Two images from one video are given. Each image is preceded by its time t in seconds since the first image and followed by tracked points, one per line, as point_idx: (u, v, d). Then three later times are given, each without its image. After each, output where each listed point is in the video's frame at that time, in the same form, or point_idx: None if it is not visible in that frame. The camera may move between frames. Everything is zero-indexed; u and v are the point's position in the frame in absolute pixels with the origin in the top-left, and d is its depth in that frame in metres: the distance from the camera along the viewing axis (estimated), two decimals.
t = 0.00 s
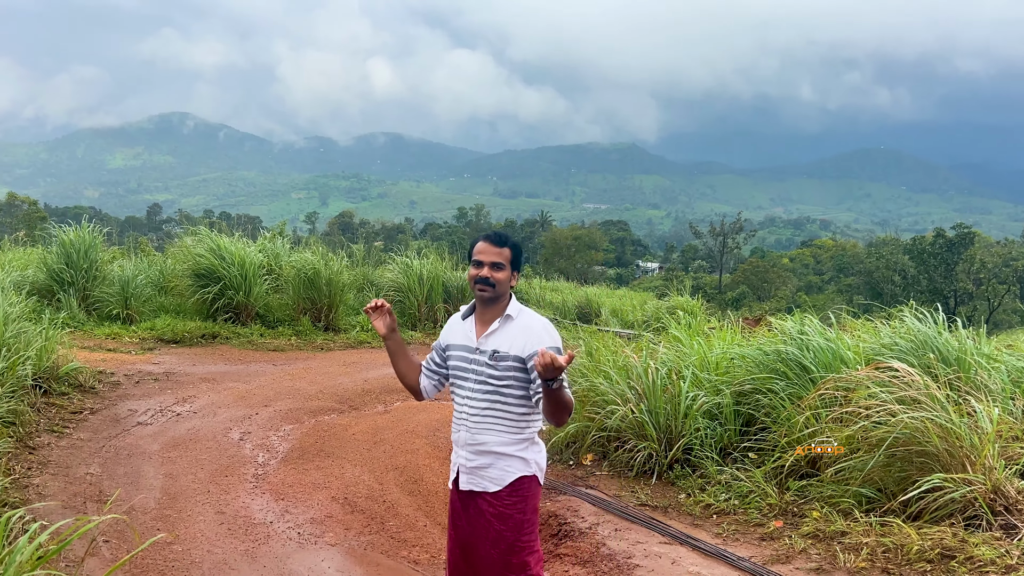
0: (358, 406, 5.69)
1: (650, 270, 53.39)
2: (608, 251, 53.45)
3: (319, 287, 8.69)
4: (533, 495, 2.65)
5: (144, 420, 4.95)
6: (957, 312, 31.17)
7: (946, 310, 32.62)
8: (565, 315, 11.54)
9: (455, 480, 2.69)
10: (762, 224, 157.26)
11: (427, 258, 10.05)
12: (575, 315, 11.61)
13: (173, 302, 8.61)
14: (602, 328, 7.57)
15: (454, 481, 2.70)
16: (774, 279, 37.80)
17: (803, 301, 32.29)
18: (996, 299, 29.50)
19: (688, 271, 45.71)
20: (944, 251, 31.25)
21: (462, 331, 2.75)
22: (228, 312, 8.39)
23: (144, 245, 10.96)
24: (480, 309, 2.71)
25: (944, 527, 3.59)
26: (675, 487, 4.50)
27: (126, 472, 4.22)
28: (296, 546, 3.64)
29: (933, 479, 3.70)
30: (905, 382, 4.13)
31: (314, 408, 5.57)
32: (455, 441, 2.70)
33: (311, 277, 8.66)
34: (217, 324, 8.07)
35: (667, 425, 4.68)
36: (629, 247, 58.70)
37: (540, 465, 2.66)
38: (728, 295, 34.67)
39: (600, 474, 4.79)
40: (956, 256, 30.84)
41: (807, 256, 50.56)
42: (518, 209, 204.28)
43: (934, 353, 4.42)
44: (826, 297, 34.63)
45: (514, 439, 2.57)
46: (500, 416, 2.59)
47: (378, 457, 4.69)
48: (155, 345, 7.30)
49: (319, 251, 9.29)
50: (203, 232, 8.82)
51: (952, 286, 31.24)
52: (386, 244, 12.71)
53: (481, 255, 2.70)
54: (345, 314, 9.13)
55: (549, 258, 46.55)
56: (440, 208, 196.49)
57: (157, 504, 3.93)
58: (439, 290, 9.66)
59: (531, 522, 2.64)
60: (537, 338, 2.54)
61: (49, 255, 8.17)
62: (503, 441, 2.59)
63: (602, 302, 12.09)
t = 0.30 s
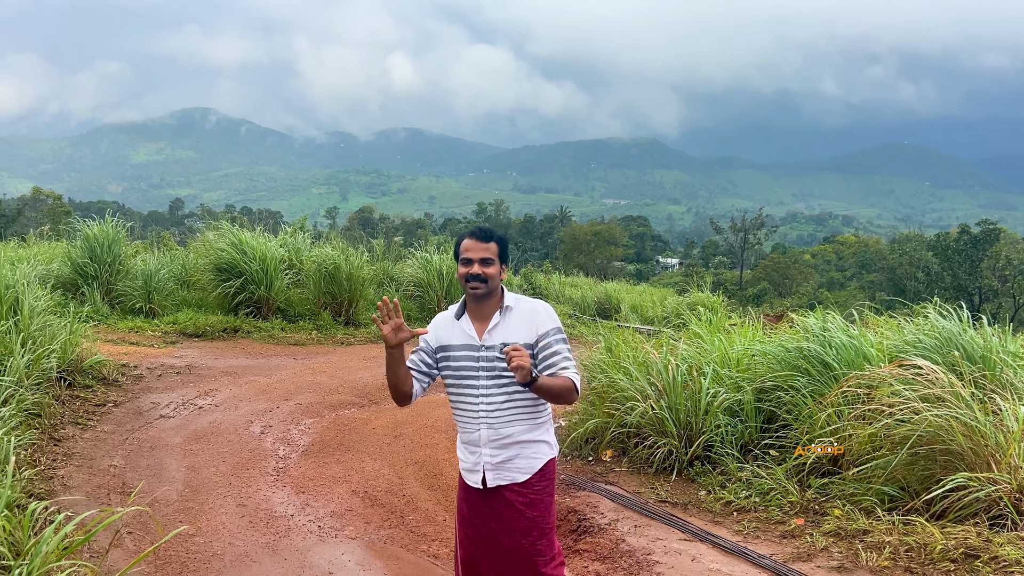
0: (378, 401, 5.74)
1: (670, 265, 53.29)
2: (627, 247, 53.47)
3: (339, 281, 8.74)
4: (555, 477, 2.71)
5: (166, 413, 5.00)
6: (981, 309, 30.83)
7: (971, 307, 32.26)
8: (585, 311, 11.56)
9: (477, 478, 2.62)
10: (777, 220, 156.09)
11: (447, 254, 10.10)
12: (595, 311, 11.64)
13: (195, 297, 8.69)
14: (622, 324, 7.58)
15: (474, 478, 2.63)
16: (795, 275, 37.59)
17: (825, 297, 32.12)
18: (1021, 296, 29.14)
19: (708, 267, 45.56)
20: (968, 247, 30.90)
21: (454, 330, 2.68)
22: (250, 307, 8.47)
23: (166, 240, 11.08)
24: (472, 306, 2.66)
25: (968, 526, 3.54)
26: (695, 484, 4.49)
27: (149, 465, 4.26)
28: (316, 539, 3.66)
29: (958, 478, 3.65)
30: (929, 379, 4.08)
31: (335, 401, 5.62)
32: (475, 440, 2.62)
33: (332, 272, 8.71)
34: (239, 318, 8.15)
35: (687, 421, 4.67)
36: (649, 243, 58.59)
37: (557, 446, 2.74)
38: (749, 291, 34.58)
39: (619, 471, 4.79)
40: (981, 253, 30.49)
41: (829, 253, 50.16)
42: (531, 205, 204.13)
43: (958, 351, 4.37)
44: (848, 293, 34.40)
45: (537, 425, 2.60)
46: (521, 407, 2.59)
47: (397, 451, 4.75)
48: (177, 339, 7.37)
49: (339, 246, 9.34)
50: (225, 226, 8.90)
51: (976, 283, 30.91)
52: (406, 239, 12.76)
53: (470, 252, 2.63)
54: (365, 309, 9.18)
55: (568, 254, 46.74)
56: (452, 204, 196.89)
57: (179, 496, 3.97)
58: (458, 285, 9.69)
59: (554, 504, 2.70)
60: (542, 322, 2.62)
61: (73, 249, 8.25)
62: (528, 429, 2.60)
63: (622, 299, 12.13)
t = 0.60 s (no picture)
0: (397, 395, 5.79)
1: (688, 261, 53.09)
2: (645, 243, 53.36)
3: (358, 276, 8.78)
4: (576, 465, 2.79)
5: (188, 406, 5.05)
6: (1005, 306, 30.45)
7: (995, 304, 31.84)
8: (603, 307, 11.57)
9: (513, 474, 2.58)
10: (795, 215, 154.45)
11: (465, 249, 10.12)
12: (614, 307, 11.64)
13: (216, 291, 8.76)
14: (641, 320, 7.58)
15: (510, 473, 2.58)
16: (816, 272, 37.29)
17: (846, 293, 31.89)
18: None
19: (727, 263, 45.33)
20: (992, 244, 30.54)
21: (481, 328, 2.64)
22: (270, 302, 8.52)
23: (186, 235, 11.20)
24: (498, 302, 2.64)
25: (992, 526, 3.49)
26: (714, 480, 4.48)
27: (171, 457, 4.30)
28: (337, 533, 3.69)
29: (981, 477, 3.61)
30: (952, 377, 4.04)
31: (354, 396, 5.67)
32: (514, 436, 2.59)
33: (350, 267, 8.74)
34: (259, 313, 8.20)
35: (706, 418, 4.66)
36: (668, 238, 58.35)
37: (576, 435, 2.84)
38: (769, 287, 34.40)
39: (638, 467, 4.80)
40: (1005, 250, 30.10)
41: (850, 249, 49.65)
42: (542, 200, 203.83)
43: (983, 349, 4.32)
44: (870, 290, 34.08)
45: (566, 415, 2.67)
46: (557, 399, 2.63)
47: (416, 445, 4.80)
48: (198, 333, 7.44)
49: (357, 241, 9.38)
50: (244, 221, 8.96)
51: (1000, 280, 30.52)
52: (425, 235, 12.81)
53: (496, 247, 2.64)
54: (384, 304, 9.24)
55: (587, 250, 46.78)
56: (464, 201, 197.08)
57: (200, 489, 4.00)
58: (476, 280, 9.73)
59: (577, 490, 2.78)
60: (570, 316, 2.67)
61: (95, 244, 8.36)
62: (560, 420, 2.66)
63: (641, 295, 12.12)
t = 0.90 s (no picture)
0: (413, 390, 5.82)
1: (706, 257, 52.81)
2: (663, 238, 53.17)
3: (375, 271, 8.81)
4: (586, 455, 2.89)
5: (206, 400, 5.10)
6: None
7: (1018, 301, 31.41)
8: (621, 302, 11.54)
9: (542, 466, 2.60)
10: (812, 211, 153.07)
11: (481, 244, 10.13)
12: (631, 302, 11.61)
13: (234, 285, 8.82)
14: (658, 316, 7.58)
15: (538, 465, 2.60)
16: (834, 268, 36.97)
17: (864, 290, 31.63)
18: None
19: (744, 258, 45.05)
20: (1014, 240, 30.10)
21: (527, 319, 2.62)
22: (287, 296, 8.57)
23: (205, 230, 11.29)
24: (545, 295, 2.64)
25: (1011, 524, 3.46)
26: (731, 477, 4.47)
27: (190, 451, 4.34)
28: (354, 527, 3.71)
29: (1002, 475, 3.58)
30: (972, 375, 4.01)
31: (371, 390, 5.70)
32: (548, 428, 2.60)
33: (367, 262, 8.78)
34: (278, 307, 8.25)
35: (723, 414, 4.65)
36: (685, 233, 58.05)
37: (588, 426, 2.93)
38: (788, 283, 34.18)
39: (654, 463, 4.80)
40: None
41: (870, 244, 49.14)
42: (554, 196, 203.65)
43: (1003, 345, 4.27)
44: (889, 286, 33.73)
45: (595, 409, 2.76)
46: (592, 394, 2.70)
47: (433, 440, 4.83)
48: (217, 327, 7.49)
49: (373, 236, 9.41)
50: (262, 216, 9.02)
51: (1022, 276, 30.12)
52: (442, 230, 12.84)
53: (550, 242, 2.62)
54: (401, 299, 9.29)
55: (604, 245, 46.73)
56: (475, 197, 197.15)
57: (219, 482, 4.03)
58: (492, 276, 9.75)
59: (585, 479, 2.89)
60: (609, 316, 2.77)
61: (115, 239, 8.44)
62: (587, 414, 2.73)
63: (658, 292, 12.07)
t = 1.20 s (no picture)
0: (427, 385, 5.85)
1: (720, 253, 52.62)
2: (677, 234, 53.01)
3: (388, 266, 8.85)
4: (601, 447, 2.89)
5: (222, 395, 5.13)
6: None
7: None
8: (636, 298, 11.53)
9: (558, 454, 2.61)
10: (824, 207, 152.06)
11: (494, 240, 10.14)
12: (646, 299, 11.60)
13: (249, 281, 8.86)
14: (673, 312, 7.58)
15: (554, 453, 2.61)
16: (850, 264, 36.71)
17: (881, 286, 31.44)
18: None
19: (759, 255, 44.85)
20: None
21: (560, 309, 2.63)
22: (302, 291, 8.61)
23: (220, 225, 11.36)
24: (582, 290, 2.65)
25: None
26: (745, 473, 4.47)
27: (205, 445, 4.37)
28: (368, 521, 3.73)
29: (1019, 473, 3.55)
30: (990, 371, 3.98)
31: (386, 385, 5.73)
32: (565, 419, 2.61)
33: (381, 257, 8.82)
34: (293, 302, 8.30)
35: (737, 411, 4.64)
36: (699, 229, 57.79)
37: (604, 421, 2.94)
38: (803, 280, 34.03)
39: (668, 459, 4.80)
40: None
41: (885, 240, 48.75)
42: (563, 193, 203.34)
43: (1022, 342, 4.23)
44: (907, 283, 33.50)
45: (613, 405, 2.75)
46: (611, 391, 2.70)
47: (447, 435, 4.85)
48: (232, 322, 7.55)
49: (388, 232, 9.45)
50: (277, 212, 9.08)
51: None
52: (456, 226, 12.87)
53: (602, 240, 2.63)
54: (414, 295, 9.32)
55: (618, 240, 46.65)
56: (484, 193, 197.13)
57: (234, 476, 4.06)
58: (505, 272, 9.76)
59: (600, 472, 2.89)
60: (638, 324, 2.79)
61: (132, 234, 8.50)
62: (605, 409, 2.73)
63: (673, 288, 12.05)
